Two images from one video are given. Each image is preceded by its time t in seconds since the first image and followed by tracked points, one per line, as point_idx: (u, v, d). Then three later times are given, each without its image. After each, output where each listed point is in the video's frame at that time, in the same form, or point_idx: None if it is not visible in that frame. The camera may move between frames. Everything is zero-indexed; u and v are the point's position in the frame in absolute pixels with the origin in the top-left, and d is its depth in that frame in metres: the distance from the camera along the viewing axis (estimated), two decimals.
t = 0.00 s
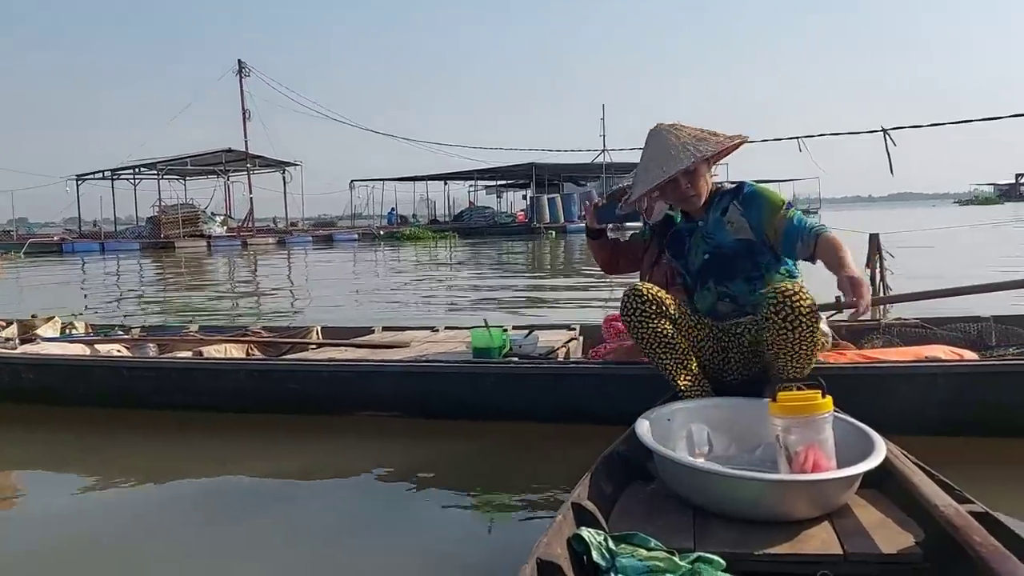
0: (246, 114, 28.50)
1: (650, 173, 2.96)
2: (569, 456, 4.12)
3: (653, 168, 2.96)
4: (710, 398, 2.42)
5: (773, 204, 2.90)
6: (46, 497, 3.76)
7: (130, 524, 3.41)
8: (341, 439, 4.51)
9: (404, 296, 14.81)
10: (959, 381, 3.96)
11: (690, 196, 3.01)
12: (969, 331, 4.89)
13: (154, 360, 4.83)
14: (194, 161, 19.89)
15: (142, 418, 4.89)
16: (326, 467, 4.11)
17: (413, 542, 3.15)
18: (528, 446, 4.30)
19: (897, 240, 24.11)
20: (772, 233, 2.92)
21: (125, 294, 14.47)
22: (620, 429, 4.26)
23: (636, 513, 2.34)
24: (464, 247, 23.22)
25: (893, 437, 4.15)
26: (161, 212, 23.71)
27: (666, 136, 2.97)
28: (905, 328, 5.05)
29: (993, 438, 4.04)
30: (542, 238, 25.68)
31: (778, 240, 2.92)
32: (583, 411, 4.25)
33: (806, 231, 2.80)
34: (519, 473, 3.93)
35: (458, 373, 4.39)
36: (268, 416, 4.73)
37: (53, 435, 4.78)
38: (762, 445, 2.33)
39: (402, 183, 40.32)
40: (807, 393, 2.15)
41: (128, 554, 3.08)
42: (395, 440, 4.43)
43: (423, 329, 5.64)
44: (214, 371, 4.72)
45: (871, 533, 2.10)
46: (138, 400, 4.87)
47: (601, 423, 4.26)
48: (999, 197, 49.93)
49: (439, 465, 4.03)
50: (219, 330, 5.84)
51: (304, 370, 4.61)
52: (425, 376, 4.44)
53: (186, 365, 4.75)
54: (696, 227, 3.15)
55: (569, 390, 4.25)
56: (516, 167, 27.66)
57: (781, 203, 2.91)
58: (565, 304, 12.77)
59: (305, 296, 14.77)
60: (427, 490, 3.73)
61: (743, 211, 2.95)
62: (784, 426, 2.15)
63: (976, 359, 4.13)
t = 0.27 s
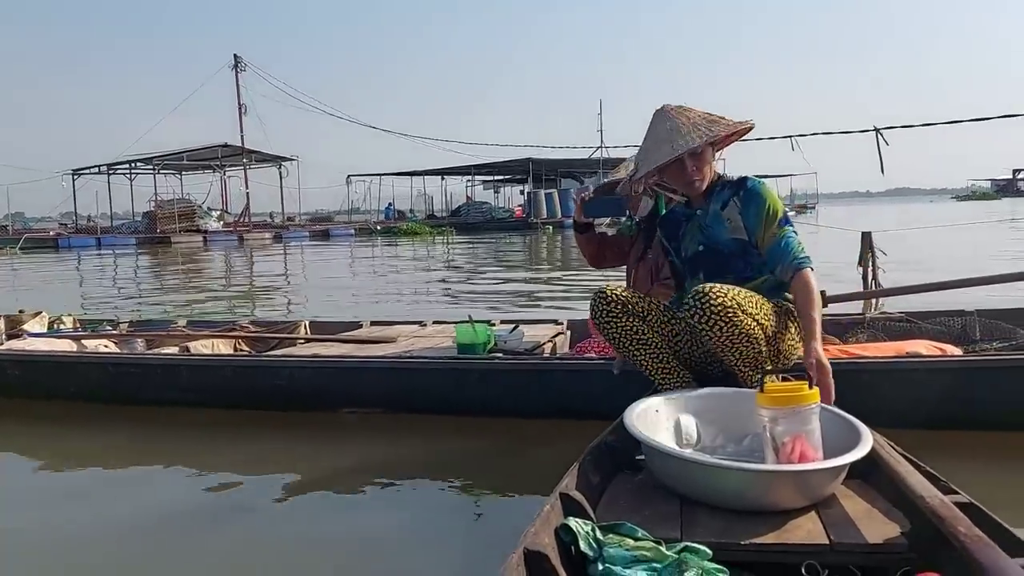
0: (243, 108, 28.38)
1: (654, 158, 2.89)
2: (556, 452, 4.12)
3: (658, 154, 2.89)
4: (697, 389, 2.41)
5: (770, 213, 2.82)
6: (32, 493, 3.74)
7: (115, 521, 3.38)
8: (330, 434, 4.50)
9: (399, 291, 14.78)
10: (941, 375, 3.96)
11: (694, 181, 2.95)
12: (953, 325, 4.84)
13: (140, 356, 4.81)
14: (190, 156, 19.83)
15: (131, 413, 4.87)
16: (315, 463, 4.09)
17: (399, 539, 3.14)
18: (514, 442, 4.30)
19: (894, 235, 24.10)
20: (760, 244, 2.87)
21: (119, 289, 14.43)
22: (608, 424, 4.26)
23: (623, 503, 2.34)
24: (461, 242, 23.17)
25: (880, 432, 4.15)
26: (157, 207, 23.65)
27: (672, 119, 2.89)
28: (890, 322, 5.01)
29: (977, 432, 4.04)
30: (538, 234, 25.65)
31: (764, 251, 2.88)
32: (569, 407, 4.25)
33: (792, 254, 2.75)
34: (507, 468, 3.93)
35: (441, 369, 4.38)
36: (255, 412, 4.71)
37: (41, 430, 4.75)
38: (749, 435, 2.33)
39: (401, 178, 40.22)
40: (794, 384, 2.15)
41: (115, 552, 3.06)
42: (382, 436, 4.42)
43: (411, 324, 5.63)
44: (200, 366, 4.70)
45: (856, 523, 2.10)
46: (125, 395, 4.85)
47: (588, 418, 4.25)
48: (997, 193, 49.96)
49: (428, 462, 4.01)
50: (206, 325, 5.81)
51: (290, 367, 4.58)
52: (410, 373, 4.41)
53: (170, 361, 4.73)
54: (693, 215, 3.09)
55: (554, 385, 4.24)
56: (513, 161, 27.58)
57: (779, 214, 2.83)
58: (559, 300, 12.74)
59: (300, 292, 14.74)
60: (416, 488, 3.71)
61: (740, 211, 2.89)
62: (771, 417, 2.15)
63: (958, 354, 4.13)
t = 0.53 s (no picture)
0: (240, 106, 28.30)
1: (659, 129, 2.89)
2: (546, 447, 4.12)
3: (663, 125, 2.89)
4: (690, 382, 2.42)
5: (769, 216, 2.82)
6: (25, 492, 3.73)
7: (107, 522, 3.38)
8: (322, 430, 4.48)
9: (395, 289, 14.76)
10: (925, 371, 3.98)
11: (695, 162, 2.94)
12: (940, 323, 4.78)
13: (131, 353, 4.79)
14: (187, 153, 19.81)
15: (123, 410, 4.85)
16: (309, 460, 4.07)
17: (392, 536, 3.14)
18: (505, 437, 4.29)
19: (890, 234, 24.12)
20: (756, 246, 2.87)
21: (115, 286, 14.41)
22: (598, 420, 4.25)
23: (617, 496, 2.32)
24: (459, 241, 23.18)
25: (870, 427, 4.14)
26: (154, 204, 23.64)
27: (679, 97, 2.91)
28: (877, 320, 4.96)
29: (964, 428, 4.03)
30: (535, 232, 25.64)
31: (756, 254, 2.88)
32: (558, 404, 4.24)
33: (781, 263, 2.75)
34: (499, 462, 3.92)
35: (430, 366, 4.37)
36: (246, 408, 4.70)
37: (33, 426, 4.73)
38: (742, 428, 2.33)
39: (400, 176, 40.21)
40: (786, 377, 2.15)
41: (110, 552, 3.07)
42: (374, 431, 4.42)
43: (402, 321, 5.62)
44: (189, 362, 4.69)
45: (848, 514, 2.11)
46: (116, 392, 4.83)
47: (580, 415, 4.24)
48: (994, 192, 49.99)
49: (422, 459, 4.00)
50: (197, 322, 5.80)
51: (277, 363, 4.58)
52: (403, 370, 4.41)
53: (159, 358, 4.72)
54: (693, 206, 3.05)
55: (542, 380, 4.23)
56: (511, 160, 27.56)
57: (777, 218, 2.82)
58: (555, 298, 12.73)
59: (296, 289, 14.72)
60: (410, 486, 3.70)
61: (740, 209, 2.88)
62: (764, 410, 2.16)
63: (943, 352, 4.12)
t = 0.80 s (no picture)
0: (241, 105, 28.33)
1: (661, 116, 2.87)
2: (539, 441, 4.10)
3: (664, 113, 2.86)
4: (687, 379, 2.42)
5: (768, 221, 2.82)
6: (19, 487, 3.71)
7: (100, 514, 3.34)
8: (316, 426, 4.45)
9: (394, 288, 14.75)
10: (917, 365, 3.95)
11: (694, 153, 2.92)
12: (932, 320, 4.75)
13: (124, 350, 4.77)
14: (186, 151, 19.81)
15: (117, 406, 4.82)
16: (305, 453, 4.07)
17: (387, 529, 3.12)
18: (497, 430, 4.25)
19: (889, 234, 24.14)
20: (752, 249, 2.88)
21: (116, 284, 14.41)
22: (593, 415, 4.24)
23: (617, 496, 2.28)
24: (459, 240, 23.21)
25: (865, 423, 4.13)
26: (155, 203, 23.65)
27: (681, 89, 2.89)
28: (869, 317, 4.94)
29: (956, 424, 4.01)
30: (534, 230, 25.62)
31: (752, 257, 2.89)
32: (552, 400, 4.22)
33: (774, 269, 2.76)
34: (496, 456, 3.91)
35: (422, 361, 4.35)
36: (241, 405, 4.67)
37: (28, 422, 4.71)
38: (740, 425, 2.33)
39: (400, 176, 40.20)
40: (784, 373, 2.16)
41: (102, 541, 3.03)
42: (369, 426, 4.39)
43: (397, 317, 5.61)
44: (178, 358, 4.68)
45: (847, 510, 2.11)
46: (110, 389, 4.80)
47: (574, 412, 4.22)
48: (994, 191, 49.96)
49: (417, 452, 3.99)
50: (192, 319, 5.77)
51: (264, 358, 4.56)
52: (395, 366, 4.40)
53: (148, 355, 4.73)
54: (693, 205, 3.04)
55: (535, 377, 4.22)
56: (511, 158, 27.55)
57: (775, 223, 2.83)
58: (554, 296, 12.72)
59: (294, 287, 14.70)
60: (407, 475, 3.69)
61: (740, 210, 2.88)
62: (763, 406, 2.16)
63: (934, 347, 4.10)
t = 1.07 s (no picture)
0: (237, 101, 28.20)
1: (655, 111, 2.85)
2: (527, 438, 4.06)
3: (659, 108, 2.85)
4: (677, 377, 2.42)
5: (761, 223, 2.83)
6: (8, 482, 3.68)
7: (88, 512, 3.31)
8: (305, 422, 4.40)
9: (390, 284, 14.69)
10: (903, 361, 3.90)
11: (687, 152, 2.91)
12: (920, 314, 4.71)
13: (110, 345, 4.71)
14: (183, 148, 19.74)
15: (107, 402, 4.78)
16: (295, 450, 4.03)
17: (379, 523, 3.11)
18: (485, 428, 4.19)
19: (885, 230, 24.13)
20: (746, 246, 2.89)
21: (112, 281, 14.33)
22: (583, 411, 4.20)
23: (607, 494, 2.29)
24: (455, 236, 23.17)
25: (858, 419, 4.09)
26: (151, 199, 23.57)
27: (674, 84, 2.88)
28: (857, 312, 4.91)
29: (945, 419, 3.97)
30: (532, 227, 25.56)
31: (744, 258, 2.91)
32: (540, 396, 4.18)
33: (767, 271, 2.79)
34: (486, 452, 3.88)
35: (410, 357, 4.30)
36: (228, 401, 4.61)
37: (17, 419, 4.67)
38: (729, 423, 2.33)
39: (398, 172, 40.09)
40: (773, 369, 2.16)
41: (91, 538, 3.00)
42: (359, 421, 4.35)
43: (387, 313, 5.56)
44: (167, 354, 4.62)
45: (836, 506, 2.11)
46: (97, 385, 4.75)
47: (563, 408, 4.20)
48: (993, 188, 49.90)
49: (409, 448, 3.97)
50: (181, 315, 5.73)
51: (253, 354, 4.51)
52: (381, 363, 4.34)
53: (136, 350, 4.64)
54: (684, 205, 3.03)
55: (522, 373, 4.18)
56: (508, 154, 27.50)
57: (768, 224, 2.84)
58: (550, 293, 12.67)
59: (290, 284, 14.64)
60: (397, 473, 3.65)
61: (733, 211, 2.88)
62: (751, 404, 2.16)
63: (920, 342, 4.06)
